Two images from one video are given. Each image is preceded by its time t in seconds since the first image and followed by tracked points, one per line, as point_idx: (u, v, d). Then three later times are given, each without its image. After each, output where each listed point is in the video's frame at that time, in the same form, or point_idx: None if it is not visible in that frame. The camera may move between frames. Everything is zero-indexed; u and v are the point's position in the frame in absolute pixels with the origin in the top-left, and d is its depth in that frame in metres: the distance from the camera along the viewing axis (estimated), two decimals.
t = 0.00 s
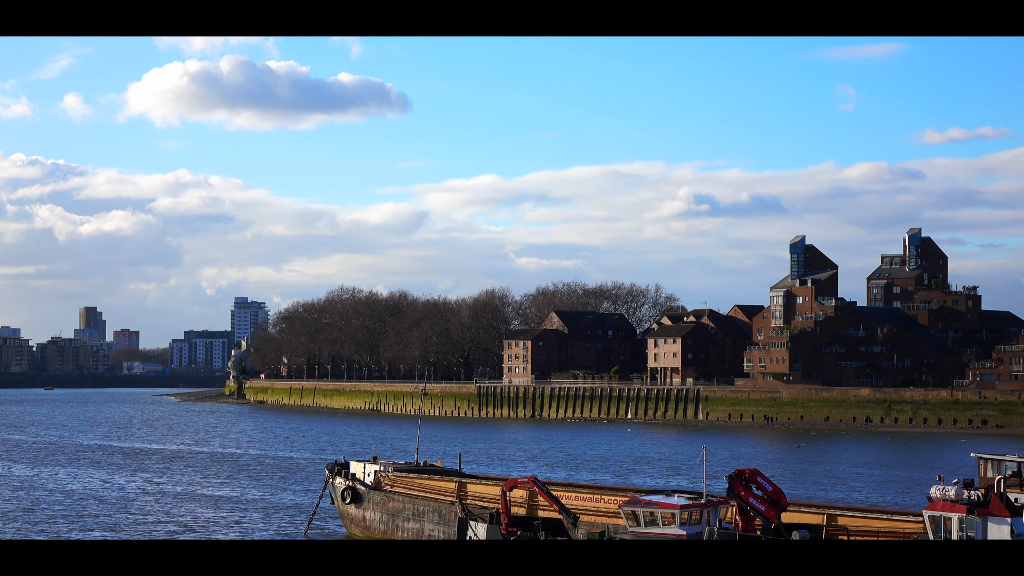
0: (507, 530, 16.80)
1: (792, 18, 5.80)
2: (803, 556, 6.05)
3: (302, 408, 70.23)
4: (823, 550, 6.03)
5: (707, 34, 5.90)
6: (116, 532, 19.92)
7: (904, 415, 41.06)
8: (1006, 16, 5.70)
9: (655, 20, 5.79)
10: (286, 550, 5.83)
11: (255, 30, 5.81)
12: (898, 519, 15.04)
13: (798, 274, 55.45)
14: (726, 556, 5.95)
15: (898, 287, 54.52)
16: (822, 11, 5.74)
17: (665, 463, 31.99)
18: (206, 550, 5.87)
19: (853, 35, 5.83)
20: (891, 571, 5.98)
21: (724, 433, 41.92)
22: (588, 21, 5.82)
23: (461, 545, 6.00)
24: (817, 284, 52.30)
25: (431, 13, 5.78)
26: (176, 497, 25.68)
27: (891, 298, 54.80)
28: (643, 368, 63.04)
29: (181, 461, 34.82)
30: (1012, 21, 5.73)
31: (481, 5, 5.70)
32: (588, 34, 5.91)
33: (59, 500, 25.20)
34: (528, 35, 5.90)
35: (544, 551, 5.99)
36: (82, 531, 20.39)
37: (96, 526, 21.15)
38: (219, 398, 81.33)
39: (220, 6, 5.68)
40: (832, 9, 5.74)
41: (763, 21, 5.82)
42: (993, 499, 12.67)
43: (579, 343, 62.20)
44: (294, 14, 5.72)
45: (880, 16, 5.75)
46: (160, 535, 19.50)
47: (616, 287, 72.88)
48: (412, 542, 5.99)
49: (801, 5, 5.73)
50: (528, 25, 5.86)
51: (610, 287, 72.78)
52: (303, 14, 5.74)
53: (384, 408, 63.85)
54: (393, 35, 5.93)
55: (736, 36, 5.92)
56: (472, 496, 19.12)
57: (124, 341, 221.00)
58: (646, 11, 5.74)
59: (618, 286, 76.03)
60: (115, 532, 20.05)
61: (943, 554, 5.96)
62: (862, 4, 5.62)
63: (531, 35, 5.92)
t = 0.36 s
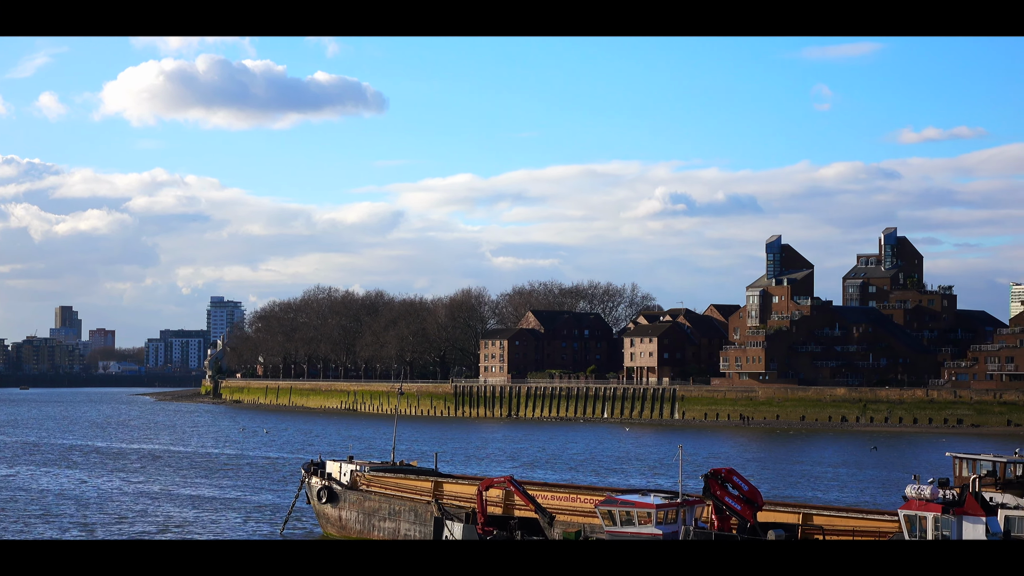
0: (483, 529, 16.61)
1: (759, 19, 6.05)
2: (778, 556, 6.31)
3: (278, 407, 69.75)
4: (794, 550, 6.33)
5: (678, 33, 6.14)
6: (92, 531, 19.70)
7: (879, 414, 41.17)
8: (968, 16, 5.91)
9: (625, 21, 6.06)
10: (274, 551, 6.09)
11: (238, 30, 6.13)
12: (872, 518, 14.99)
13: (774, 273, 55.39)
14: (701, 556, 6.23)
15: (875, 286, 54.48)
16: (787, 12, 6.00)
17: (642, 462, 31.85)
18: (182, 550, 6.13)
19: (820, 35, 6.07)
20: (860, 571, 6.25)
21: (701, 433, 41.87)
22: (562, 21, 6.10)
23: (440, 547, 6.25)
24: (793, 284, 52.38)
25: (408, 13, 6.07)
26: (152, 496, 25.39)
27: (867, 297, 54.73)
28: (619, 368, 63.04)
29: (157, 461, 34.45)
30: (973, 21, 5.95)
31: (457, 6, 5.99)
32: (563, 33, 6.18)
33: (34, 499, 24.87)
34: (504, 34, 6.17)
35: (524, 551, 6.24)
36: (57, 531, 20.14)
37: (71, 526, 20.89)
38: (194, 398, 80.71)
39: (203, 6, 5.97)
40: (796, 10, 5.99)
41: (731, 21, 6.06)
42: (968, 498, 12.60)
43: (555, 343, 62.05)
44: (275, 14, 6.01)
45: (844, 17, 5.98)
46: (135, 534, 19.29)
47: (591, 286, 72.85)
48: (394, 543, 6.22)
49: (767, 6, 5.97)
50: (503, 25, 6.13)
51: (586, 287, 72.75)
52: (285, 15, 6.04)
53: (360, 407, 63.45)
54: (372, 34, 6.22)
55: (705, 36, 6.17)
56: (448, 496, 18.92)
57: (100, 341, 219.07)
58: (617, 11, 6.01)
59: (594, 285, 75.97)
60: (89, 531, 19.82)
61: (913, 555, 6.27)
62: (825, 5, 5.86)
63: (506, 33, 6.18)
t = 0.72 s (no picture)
0: (460, 528, 16.45)
1: (745, 18, 5.90)
2: (758, 556, 6.25)
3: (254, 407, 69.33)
4: (772, 550, 6.28)
5: (661, 33, 6.00)
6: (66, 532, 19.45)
7: (854, 414, 41.31)
8: (953, 15, 5.81)
9: (607, 20, 5.91)
10: (236, 552, 6.08)
11: (207, 31, 5.91)
12: (848, 517, 14.99)
13: (750, 273, 55.63)
14: (680, 556, 6.20)
15: (850, 286, 54.83)
16: (772, 10, 5.86)
17: (619, 462, 31.79)
18: (140, 552, 6.05)
19: (804, 34, 5.96)
20: (837, 571, 6.21)
21: (678, 432, 41.88)
22: (543, 21, 5.94)
23: (416, 546, 6.16)
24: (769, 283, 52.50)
25: (386, 13, 5.87)
26: (127, 497, 25.12)
27: (842, 297, 55.08)
28: (595, 368, 63.02)
29: (133, 461, 34.13)
30: (959, 20, 5.84)
31: (437, 5, 5.80)
32: (544, 34, 6.02)
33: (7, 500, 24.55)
34: (483, 34, 6.01)
35: (498, 552, 6.17)
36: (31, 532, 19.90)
37: (45, 527, 20.64)
38: (170, 397, 80.21)
39: (172, 6, 5.76)
40: (780, 10, 5.86)
41: (715, 21, 5.91)
42: (942, 497, 12.53)
43: (531, 342, 61.94)
44: (247, 14, 5.81)
45: (828, 16, 5.86)
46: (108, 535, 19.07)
47: (567, 286, 72.82)
48: (369, 542, 6.16)
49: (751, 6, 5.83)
50: (481, 25, 5.96)
51: (562, 287, 72.72)
52: (257, 15, 5.83)
53: (336, 407, 63.15)
54: (349, 35, 6.01)
55: (688, 36, 6.02)
56: (424, 496, 18.79)
57: (75, 339, 217.46)
58: (597, 11, 5.87)
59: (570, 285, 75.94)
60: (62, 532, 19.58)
61: (894, 554, 6.25)
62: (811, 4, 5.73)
63: (484, 33, 6.01)
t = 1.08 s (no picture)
0: (435, 528, 16.32)
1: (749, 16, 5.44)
2: (744, 554, 6.00)
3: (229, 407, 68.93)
4: (762, 550, 6.05)
5: (657, 33, 5.55)
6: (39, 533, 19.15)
7: (831, 414, 41.39)
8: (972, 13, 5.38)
9: (601, 19, 5.47)
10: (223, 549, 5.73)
11: (174, 30, 5.46)
12: (824, 517, 14.91)
13: (726, 273, 55.68)
14: (667, 556, 5.95)
15: (825, 286, 55.04)
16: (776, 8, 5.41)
17: (595, 462, 31.72)
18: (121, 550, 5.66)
19: (811, 35, 5.52)
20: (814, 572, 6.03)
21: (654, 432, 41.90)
22: (533, 20, 5.47)
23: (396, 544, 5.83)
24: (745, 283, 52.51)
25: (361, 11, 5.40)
26: (100, 496, 24.80)
27: (818, 297, 55.31)
28: (571, 367, 62.94)
29: (108, 460, 33.79)
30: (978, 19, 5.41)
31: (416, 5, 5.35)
32: (533, 32, 5.55)
33: None
34: (468, 33, 5.56)
35: (482, 550, 5.90)
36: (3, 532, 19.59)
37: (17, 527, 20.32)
38: (145, 397, 79.69)
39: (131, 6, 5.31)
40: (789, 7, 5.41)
41: (717, 20, 5.46)
42: (918, 496, 12.42)
43: (507, 342, 61.80)
44: (212, 14, 5.37)
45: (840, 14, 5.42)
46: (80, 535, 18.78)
47: (543, 286, 72.72)
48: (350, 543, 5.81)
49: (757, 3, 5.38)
50: (466, 25, 5.52)
51: (538, 286, 72.62)
52: (223, 15, 5.39)
53: (312, 407, 62.90)
54: (321, 35, 5.57)
55: (686, 36, 5.56)
56: (400, 496, 18.66)
57: (51, 338, 216.12)
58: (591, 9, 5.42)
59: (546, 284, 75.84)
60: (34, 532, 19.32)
61: (875, 554, 6.05)
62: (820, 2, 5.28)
63: (468, 33, 5.56)
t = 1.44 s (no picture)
0: (409, 527, 16.10)
1: (696, 17, 5.79)
2: (717, 556, 6.07)
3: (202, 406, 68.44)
4: (735, 551, 6.13)
5: (610, 34, 5.93)
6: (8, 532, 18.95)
7: (803, 412, 41.56)
8: (901, 14, 5.75)
9: (556, 20, 5.82)
10: (188, 550, 5.94)
11: (150, 30, 5.80)
12: (796, 516, 14.87)
13: (698, 272, 55.80)
14: (638, 556, 6.13)
15: (798, 285, 55.21)
16: (720, 10, 5.76)
17: (570, 460, 31.67)
18: (84, 550, 5.82)
19: (753, 36, 5.89)
20: (785, 571, 6.20)
21: (628, 431, 41.93)
22: (492, 21, 5.82)
23: (374, 545, 5.99)
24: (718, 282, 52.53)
25: (329, 13, 5.75)
26: (72, 495, 24.63)
27: (791, 296, 55.48)
28: (545, 366, 62.82)
29: (80, 459, 33.53)
30: (907, 19, 5.79)
31: (382, 6, 5.69)
32: (494, 32, 5.89)
33: None
34: (432, 35, 5.93)
35: (458, 551, 6.09)
36: None
37: None
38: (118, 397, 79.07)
39: (102, 6, 5.64)
40: (732, 9, 5.76)
41: (665, 21, 5.81)
42: (890, 495, 12.35)
43: (481, 341, 61.64)
44: (183, 14, 5.69)
45: (776, 16, 5.81)
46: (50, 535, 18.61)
47: (517, 285, 72.64)
48: (324, 542, 6.02)
49: (703, 5, 5.71)
50: (430, 27, 5.88)
51: (511, 286, 72.55)
52: (201, 17, 5.74)
53: (285, 406, 62.53)
54: (293, 35, 5.91)
55: (637, 36, 5.92)
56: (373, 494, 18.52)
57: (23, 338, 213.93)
58: (546, 11, 5.77)
59: (519, 283, 75.72)
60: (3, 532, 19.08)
61: (844, 554, 6.17)
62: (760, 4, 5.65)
63: (431, 35, 5.94)
